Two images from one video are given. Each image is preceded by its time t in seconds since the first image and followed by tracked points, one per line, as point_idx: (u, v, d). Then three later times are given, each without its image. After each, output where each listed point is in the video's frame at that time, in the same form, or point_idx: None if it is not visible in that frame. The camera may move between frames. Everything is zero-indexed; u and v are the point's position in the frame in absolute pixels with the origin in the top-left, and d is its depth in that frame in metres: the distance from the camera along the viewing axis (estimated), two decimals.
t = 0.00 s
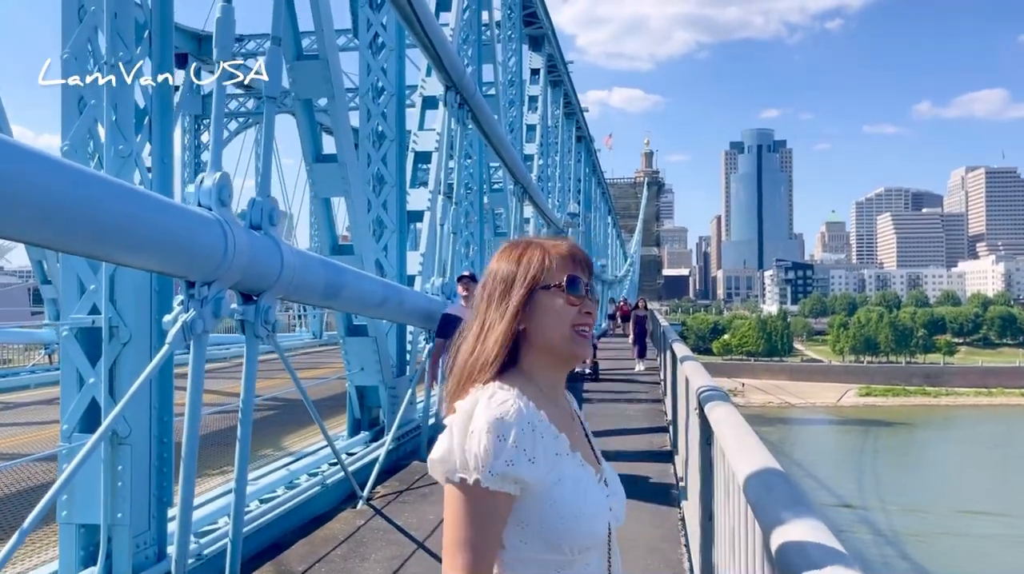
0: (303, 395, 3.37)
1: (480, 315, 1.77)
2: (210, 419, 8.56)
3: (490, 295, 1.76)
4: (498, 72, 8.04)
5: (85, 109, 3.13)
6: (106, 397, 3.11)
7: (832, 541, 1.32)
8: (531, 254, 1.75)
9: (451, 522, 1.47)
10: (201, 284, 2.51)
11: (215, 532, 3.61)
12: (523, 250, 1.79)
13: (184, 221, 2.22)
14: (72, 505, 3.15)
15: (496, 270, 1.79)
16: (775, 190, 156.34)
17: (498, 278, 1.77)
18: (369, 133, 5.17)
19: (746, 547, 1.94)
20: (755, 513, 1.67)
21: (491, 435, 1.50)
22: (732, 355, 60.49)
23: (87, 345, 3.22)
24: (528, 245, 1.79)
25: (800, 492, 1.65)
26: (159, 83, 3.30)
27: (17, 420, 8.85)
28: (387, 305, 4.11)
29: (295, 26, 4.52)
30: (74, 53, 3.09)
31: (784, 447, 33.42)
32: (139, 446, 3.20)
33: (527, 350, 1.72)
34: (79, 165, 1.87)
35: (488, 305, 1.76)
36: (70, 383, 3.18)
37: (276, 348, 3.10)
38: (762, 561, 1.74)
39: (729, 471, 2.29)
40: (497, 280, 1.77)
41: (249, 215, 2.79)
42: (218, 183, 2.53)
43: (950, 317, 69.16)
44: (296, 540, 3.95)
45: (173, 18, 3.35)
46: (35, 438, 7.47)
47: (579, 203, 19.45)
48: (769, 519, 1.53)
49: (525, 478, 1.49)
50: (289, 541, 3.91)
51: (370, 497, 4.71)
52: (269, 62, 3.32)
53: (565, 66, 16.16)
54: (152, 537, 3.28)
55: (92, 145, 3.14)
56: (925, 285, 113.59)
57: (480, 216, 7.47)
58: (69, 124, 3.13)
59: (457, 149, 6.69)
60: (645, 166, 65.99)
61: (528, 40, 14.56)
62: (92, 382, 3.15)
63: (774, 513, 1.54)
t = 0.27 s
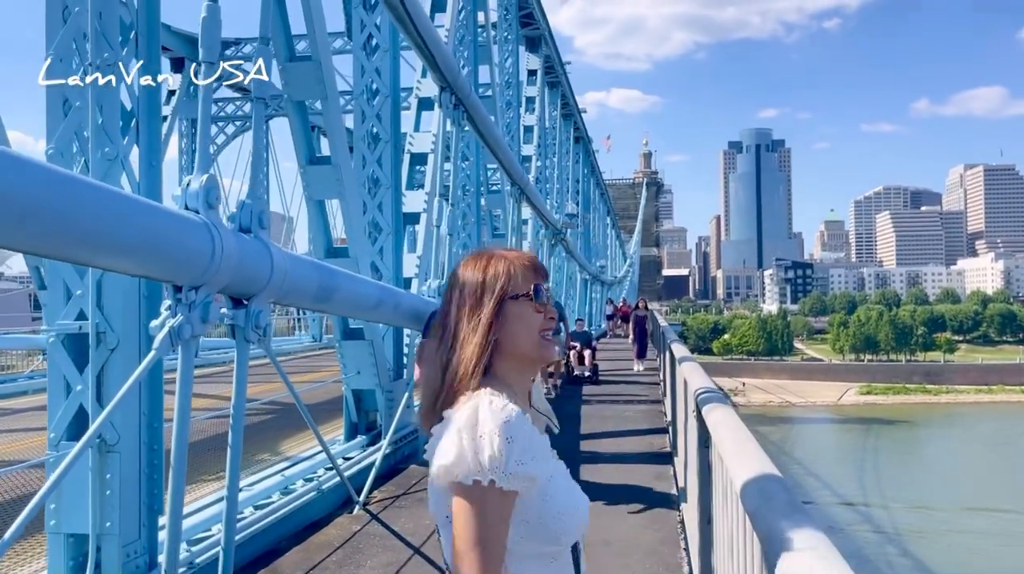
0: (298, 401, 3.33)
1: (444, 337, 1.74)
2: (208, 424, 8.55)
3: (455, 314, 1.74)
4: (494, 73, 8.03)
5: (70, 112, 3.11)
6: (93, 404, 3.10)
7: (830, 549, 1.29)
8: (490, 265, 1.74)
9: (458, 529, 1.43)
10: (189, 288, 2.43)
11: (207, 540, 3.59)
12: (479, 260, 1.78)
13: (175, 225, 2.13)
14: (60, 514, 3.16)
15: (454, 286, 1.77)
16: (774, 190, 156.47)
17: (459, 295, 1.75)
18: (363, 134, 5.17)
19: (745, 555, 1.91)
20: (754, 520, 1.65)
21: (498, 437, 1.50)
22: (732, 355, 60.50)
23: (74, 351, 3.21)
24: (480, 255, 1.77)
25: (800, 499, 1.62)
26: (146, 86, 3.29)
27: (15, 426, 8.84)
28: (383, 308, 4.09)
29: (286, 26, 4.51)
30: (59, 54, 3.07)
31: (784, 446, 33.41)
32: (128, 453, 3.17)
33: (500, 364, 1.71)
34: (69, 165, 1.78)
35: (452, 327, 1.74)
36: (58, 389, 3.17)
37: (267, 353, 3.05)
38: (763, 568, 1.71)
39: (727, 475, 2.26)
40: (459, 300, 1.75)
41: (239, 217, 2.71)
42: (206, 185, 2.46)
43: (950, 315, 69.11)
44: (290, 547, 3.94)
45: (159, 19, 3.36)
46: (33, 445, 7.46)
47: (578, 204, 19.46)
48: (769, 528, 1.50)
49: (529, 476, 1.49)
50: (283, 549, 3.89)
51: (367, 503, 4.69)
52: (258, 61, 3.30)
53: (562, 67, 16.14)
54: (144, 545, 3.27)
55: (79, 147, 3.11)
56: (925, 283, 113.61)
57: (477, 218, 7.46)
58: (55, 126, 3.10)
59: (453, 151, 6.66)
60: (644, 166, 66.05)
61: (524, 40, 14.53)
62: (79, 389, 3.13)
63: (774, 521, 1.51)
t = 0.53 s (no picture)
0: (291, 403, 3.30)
1: (406, 337, 1.73)
2: (204, 425, 8.53)
3: (415, 311, 1.73)
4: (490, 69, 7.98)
5: (54, 108, 3.08)
6: (80, 405, 3.09)
7: (827, 545, 1.28)
8: (444, 254, 1.75)
9: (507, 501, 1.48)
10: (176, 285, 2.44)
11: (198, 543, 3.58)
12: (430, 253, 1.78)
13: (157, 222, 2.18)
14: (46, 518, 3.11)
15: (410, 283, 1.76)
16: (771, 188, 156.43)
17: (417, 291, 1.74)
18: (356, 133, 5.13)
19: (744, 551, 1.90)
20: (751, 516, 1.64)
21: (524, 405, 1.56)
22: (731, 353, 60.49)
23: (60, 351, 3.17)
24: (430, 249, 1.78)
25: (798, 494, 1.61)
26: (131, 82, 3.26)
27: (10, 430, 8.80)
28: (378, 306, 4.07)
29: (277, 24, 4.48)
30: (42, 49, 3.03)
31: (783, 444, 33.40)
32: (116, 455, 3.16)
33: (479, 348, 1.70)
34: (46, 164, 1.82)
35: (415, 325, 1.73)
36: (44, 391, 3.13)
37: (262, 355, 3.01)
38: (760, 565, 1.70)
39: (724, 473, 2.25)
40: (420, 294, 1.74)
41: (227, 214, 2.71)
42: (192, 181, 2.49)
43: (948, 311, 69.11)
44: (284, 549, 3.92)
45: (145, 15, 3.33)
46: (27, 448, 7.43)
47: (575, 203, 19.45)
48: (766, 525, 1.48)
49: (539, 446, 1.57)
50: (277, 551, 3.87)
51: (362, 503, 4.67)
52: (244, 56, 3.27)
53: (558, 65, 16.10)
54: (133, 548, 3.26)
55: (63, 143, 3.08)
56: (922, 279, 113.61)
57: (473, 217, 7.42)
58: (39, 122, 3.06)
59: (449, 149, 6.63)
60: (641, 165, 66.00)
61: (520, 39, 14.50)
62: (66, 391, 3.11)
63: (771, 518, 1.49)
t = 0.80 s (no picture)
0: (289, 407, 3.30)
1: (416, 334, 1.68)
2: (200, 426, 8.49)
3: (426, 308, 1.69)
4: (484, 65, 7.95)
5: (39, 104, 3.03)
6: (67, 408, 3.04)
7: (854, 555, 1.22)
8: (447, 252, 1.74)
9: (566, 484, 1.60)
10: (165, 286, 2.42)
11: (191, 549, 3.56)
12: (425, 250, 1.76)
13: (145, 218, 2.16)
14: (35, 527, 3.10)
15: (413, 282, 1.73)
16: (766, 184, 156.60)
17: (423, 287, 1.71)
18: (349, 130, 5.10)
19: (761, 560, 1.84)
20: (771, 527, 1.58)
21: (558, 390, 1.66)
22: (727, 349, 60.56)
23: (47, 355, 3.14)
24: (426, 247, 1.76)
25: (818, 501, 1.55)
26: (118, 78, 3.22)
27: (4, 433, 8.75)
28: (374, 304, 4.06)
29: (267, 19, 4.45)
30: (26, 44, 2.98)
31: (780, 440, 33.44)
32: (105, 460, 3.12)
33: (494, 341, 1.73)
34: (24, 161, 1.80)
35: (427, 321, 1.68)
36: (30, 396, 3.11)
37: (254, 357, 2.99)
38: None
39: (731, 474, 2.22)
40: (428, 290, 1.71)
41: (218, 213, 2.71)
42: (179, 179, 2.47)
43: (944, 306, 69.26)
44: (279, 555, 3.88)
45: (132, 11, 3.29)
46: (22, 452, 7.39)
47: (570, 200, 19.42)
48: (787, 535, 1.42)
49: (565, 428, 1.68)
50: (271, 556, 3.85)
51: (359, 506, 4.65)
52: (232, 51, 3.24)
53: (553, 62, 16.08)
54: (123, 556, 3.20)
55: (49, 141, 3.04)
56: (917, 274, 113.85)
57: (468, 214, 7.40)
58: (23, 118, 2.99)
59: (444, 146, 6.62)
60: (636, 162, 66.02)
61: (514, 35, 14.46)
62: (52, 395, 3.08)
63: (794, 528, 1.43)
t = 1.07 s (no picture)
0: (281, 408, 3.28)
1: (469, 332, 1.65)
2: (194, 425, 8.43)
3: (482, 305, 1.67)
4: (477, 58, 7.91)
5: (17, 92, 2.97)
6: (48, 409, 3.00)
7: None
8: (490, 252, 1.74)
9: (626, 486, 1.66)
10: (150, 282, 2.41)
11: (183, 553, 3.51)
12: (465, 248, 1.74)
13: (128, 215, 2.17)
14: (17, 535, 3.06)
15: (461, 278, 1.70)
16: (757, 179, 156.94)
17: (474, 285, 1.69)
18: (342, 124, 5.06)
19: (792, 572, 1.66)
20: (812, 539, 1.40)
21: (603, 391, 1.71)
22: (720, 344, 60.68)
23: (27, 355, 3.08)
24: (466, 245, 1.74)
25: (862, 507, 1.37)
26: (101, 68, 3.15)
27: None
28: (369, 303, 4.04)
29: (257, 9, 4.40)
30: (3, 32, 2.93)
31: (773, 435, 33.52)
32: (89, 464, 3.07)
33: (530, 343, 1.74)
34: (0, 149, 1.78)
35: (483, 318, 1.67)
36: (12, 398, 3.07)
37: (245, 355, 2.94)
38: None
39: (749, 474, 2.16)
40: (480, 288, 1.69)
41: (207, 206, 2.68)
42: (165, 170, 2.44)
43: (934, 300, 69.55)
44: (274, 558, 3.85)
45: None
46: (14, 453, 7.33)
47: (563, 195, 19.39)
48: (836, 551, 1.23)
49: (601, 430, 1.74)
50: (264, 560, 3.81)
51: (354, 508, 4.61)
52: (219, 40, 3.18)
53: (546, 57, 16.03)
54: (110, 562, 3.16)
55: (29, 132, 2.98)
56: (909, 268, 114.27)
57: (463, 210, 7.36)
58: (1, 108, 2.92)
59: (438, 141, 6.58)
60: (629, 158, 66.03)
61: (507, 29, 14.40)
62: (34, 397, 3.03)
63: (844, 541, 1.24)
